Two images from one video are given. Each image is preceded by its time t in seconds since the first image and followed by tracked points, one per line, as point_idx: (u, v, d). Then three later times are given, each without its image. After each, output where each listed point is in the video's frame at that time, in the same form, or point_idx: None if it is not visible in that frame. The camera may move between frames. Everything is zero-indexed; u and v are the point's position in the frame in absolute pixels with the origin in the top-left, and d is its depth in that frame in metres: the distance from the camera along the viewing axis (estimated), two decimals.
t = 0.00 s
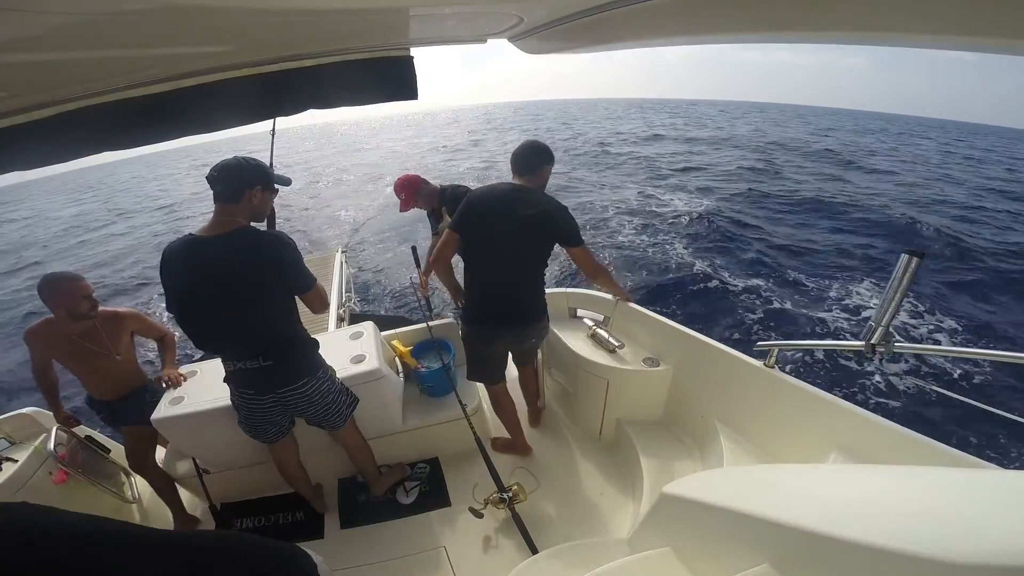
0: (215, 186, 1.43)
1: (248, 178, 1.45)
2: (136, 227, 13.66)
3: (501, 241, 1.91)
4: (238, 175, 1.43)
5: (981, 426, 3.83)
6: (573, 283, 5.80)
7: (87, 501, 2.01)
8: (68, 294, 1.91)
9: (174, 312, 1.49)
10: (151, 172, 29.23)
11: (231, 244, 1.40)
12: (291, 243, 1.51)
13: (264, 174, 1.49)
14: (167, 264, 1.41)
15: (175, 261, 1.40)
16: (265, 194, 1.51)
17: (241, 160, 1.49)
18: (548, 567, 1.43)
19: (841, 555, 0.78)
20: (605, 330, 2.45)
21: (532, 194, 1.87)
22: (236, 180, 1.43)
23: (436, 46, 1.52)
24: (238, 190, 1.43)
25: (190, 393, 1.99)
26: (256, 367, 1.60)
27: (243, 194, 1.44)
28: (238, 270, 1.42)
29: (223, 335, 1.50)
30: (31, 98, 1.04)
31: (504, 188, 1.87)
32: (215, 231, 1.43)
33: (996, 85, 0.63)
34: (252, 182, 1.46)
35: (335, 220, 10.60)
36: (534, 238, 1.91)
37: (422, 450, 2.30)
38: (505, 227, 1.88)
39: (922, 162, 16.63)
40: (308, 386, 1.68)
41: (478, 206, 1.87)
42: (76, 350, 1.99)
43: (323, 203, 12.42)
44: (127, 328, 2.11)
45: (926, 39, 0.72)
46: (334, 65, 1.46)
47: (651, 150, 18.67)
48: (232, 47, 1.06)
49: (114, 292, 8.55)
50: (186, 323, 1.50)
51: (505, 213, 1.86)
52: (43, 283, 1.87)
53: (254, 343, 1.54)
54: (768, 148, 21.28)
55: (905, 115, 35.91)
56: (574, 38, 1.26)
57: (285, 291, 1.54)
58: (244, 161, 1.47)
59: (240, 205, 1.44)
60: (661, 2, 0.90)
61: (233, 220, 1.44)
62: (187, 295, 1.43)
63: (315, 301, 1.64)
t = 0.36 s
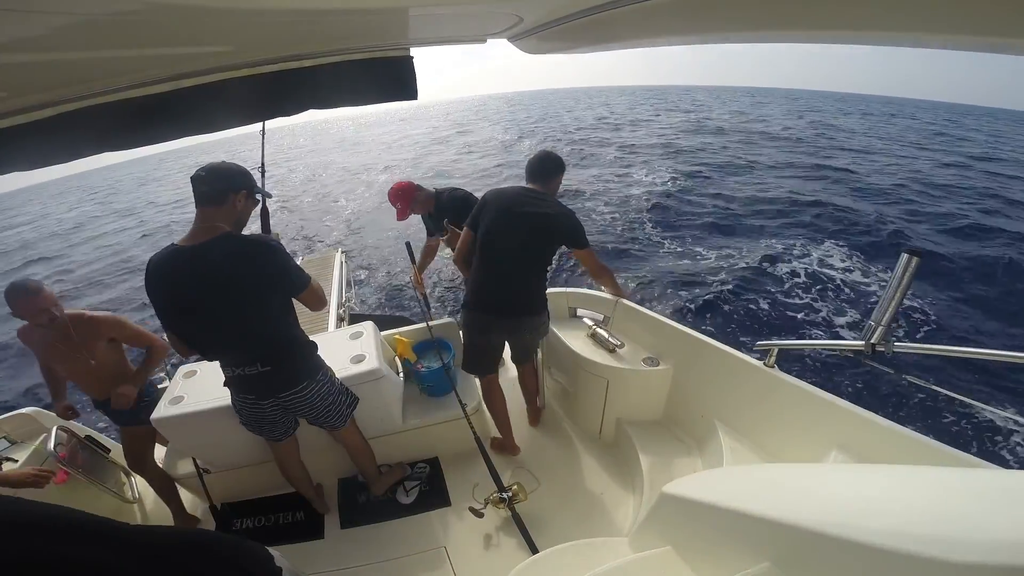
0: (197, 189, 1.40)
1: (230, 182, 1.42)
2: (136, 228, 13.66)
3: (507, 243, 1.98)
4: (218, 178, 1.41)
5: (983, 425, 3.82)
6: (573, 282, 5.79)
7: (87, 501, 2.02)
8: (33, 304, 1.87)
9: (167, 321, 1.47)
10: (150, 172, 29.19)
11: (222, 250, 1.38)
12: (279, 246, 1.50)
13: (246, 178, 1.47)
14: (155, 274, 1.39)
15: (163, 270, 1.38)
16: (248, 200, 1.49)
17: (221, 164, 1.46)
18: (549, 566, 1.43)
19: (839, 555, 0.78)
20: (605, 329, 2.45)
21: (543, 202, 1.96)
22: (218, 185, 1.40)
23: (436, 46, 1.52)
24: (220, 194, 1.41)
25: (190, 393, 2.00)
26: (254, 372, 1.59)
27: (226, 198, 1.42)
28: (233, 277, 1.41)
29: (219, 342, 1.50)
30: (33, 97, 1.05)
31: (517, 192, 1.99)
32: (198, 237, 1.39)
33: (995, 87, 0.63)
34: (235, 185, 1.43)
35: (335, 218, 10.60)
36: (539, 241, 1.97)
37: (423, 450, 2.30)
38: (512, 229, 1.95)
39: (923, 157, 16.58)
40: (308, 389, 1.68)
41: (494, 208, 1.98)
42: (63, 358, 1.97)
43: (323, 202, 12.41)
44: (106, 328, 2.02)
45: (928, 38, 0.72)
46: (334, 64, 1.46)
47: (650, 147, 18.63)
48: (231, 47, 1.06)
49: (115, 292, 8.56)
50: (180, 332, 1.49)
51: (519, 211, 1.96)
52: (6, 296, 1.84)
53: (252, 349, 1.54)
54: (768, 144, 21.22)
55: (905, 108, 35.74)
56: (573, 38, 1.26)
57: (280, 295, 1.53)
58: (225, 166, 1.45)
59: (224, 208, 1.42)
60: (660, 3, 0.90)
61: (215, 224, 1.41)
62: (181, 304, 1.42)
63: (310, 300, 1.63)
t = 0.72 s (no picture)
0: (171, 196, 1.37)
1: (209, 187, 1.41)
2: (137, 229, 13.65)
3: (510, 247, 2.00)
4: (193, 184, 1.38)
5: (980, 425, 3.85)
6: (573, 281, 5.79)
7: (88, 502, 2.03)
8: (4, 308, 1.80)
9: (163, 329, 1.47)
10: (150, 172, 29.18)
11: (216, 257, 1.37)
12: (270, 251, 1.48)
13: (223, 182, 1.45)
14: (149, 283, 1.38)
15: (157, 279, 1.37)
16: (227, 204, 1.47)
17: (199, 169, 1.44)
18: (549, 565, 1.43)
19: (839, 555, 0.79)
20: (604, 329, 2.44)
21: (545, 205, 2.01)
22: (196, 190, 1.38)
23: (436, 45, 1.52)
24: (199, 199, 1.38)
25: (190, 393, 2.00)
26: (254, 378, 1.60)
27: (206, 203, 1.40)
28: (232, 283, 1.41)
29: (218, 349, 1.50)
30: (32, 98, 1.04)
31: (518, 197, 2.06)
32: (181, 247, 1.38)
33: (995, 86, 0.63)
34: (212, 191, 1.41)
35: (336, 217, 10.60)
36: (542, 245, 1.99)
37: (423, 450, 2.31)
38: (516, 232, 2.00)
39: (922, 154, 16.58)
40: (308, 394, 1.69)
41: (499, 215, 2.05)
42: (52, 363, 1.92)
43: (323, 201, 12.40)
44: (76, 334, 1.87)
45: (931, 38, 0.72)
46: (334, 64, 1.46)
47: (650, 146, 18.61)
48: (232, 47, 1.06)
49: (115, 292, 8.56)
50: (177, 340, 1.49)
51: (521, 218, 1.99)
52: None
53: (251, 355, 1.54)
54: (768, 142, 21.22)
55: (906, 105, 35.69)
56: (574, 38, 1.26)
57: (277, 301, 1.53)
58: (199, 169, 1.43)
59: (203, 214, 1.39)
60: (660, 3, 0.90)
61: (197, 231, 1.39)
62: (178, 312, 1.41)
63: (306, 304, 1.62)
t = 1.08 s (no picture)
0: (171, 197, 1.37)
1: (213, 186, 1.40)
2: (136, 229, 13.65)
3: (522, 252, 2.08)
4: (190, 184, 1.37)
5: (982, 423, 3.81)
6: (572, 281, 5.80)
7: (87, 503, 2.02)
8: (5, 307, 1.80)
9: (165, 333, 1.46)
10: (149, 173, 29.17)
11: (219, 261, 1.36)
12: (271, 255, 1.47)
13: (224, 179, 1.44)
14: (152, 284, 1.37)
15: (159, 281, 1.37)
16: (229, 203, 1.46)
17: (203, 168, 1.43)
18: (548, 565, 1.43)
19: (840, 554, 0.79)
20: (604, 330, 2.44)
21: (553, 213, 2.12)
22: (199, 190, 1.37)
23: (436, 45, 1.52)
24: (200, 199, 1.38)
25: (190, 393, 2.00)
26: (257, 381, 1.60)
27: (207, 205, 1.39)
28: (235, 289, 1.40)
29: (218, 352, 1.49)
30: (32, 98, 1.05)
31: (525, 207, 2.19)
32: (183, 250, 1.37)
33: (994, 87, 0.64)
34: (214, 191, 1.40)
35: (335, 218, 10.60)
36: (554, 249, 2.04)
37: (423, 449, 2.31)
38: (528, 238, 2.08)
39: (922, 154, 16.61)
40: (310, 397, 1.69)
41: (511, 227, 2.16)
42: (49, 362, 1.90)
43: (322, 202, 12.40)
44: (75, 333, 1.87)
45: (933, 37, 0.72)
46: (334, 64, 1.46)
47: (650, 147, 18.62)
48: (232, 47, 1.06)
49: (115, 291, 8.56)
50: (176, 341, 1.48)
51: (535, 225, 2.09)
52: None
53: (254, 359, 1.54)
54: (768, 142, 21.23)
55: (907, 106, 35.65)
56: (573, 38, 1.26)
57: (281, 307, 1.52)
58: (196, 165, 1.43)
59: (201, 216, 1.38)
60: (660, 3, 0.90)
61: (199, 234, 1.38)
62: (179, 314, 1.41)
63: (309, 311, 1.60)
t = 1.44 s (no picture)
0: (179, 196, 1.36)
1: (221, 186, 1.41)
2: (136, 228, 13.66)
3: (534, 251, 2.11)
4: (194, 186, 1.36)
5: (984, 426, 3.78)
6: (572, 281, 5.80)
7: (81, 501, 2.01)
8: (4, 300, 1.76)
9: (166, 332, 1.46)
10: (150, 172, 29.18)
11: (221, 263, 1.36)
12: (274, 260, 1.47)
13: (225, 179, 1.42)
14: (154, 281, 1.37)
15: (161, 280, 1.37)
16: (236, 203, 1.47)
17: (210, 167, 1.44)
18: (548, 566, 1.42)
19: (839, 555, 0.79)
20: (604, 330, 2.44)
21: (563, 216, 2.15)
22: (209, 190, 1.38)
23: (436, 46, 1.52)
24: (208, 200, 1.38)
25: (189, 393, 2.00)
26: (255, 384, 1.61)
27: (215, 205, 1.40)
28: (235, 294, 1.40)
29: (220, 353, 1.49)
30: (31, 98, 1.04)
31: (535, 211, 2.24)
32: (188, 249, 1.37)
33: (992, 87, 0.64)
34: (220, 195, 1.40)
35: (336, 218, 10.63)
36: (566, 248, 2.05)
37: (423, 449, 2.31)
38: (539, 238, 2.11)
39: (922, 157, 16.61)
40: (308, 402, 1.69)
41: (522, 229, 2.20)
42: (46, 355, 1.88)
43: (323, 202, 12.42)
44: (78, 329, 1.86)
45: (934, 38, 0.71)
46: (334, 64, 1.46)
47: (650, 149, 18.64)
48: (230, 47, 1.06)
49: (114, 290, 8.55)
50: (177, 339, 1.48)
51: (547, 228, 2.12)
52: None
53: (253, 362, 1.54)
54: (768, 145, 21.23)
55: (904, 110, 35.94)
56: (573, 39, 1.26)
57: (286, 313, 1.52)
58: (200, 165, 1.42)
59: (202, 218, 1.37)
60: (660, 3, 0.90)
61: (203, 236, 1.39)
62: (179, 314, 1.41)
63: (310, 316, 1.60)
